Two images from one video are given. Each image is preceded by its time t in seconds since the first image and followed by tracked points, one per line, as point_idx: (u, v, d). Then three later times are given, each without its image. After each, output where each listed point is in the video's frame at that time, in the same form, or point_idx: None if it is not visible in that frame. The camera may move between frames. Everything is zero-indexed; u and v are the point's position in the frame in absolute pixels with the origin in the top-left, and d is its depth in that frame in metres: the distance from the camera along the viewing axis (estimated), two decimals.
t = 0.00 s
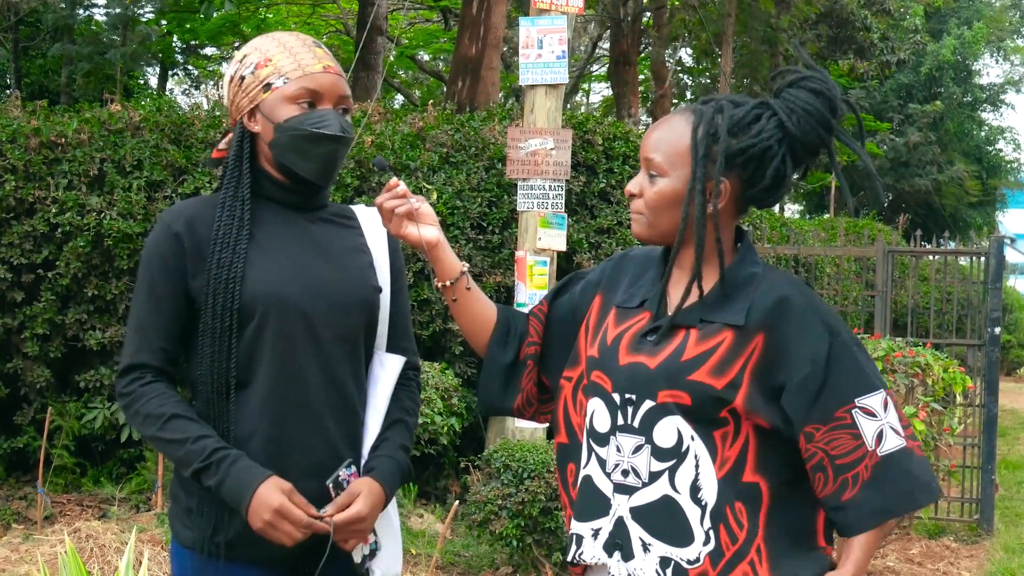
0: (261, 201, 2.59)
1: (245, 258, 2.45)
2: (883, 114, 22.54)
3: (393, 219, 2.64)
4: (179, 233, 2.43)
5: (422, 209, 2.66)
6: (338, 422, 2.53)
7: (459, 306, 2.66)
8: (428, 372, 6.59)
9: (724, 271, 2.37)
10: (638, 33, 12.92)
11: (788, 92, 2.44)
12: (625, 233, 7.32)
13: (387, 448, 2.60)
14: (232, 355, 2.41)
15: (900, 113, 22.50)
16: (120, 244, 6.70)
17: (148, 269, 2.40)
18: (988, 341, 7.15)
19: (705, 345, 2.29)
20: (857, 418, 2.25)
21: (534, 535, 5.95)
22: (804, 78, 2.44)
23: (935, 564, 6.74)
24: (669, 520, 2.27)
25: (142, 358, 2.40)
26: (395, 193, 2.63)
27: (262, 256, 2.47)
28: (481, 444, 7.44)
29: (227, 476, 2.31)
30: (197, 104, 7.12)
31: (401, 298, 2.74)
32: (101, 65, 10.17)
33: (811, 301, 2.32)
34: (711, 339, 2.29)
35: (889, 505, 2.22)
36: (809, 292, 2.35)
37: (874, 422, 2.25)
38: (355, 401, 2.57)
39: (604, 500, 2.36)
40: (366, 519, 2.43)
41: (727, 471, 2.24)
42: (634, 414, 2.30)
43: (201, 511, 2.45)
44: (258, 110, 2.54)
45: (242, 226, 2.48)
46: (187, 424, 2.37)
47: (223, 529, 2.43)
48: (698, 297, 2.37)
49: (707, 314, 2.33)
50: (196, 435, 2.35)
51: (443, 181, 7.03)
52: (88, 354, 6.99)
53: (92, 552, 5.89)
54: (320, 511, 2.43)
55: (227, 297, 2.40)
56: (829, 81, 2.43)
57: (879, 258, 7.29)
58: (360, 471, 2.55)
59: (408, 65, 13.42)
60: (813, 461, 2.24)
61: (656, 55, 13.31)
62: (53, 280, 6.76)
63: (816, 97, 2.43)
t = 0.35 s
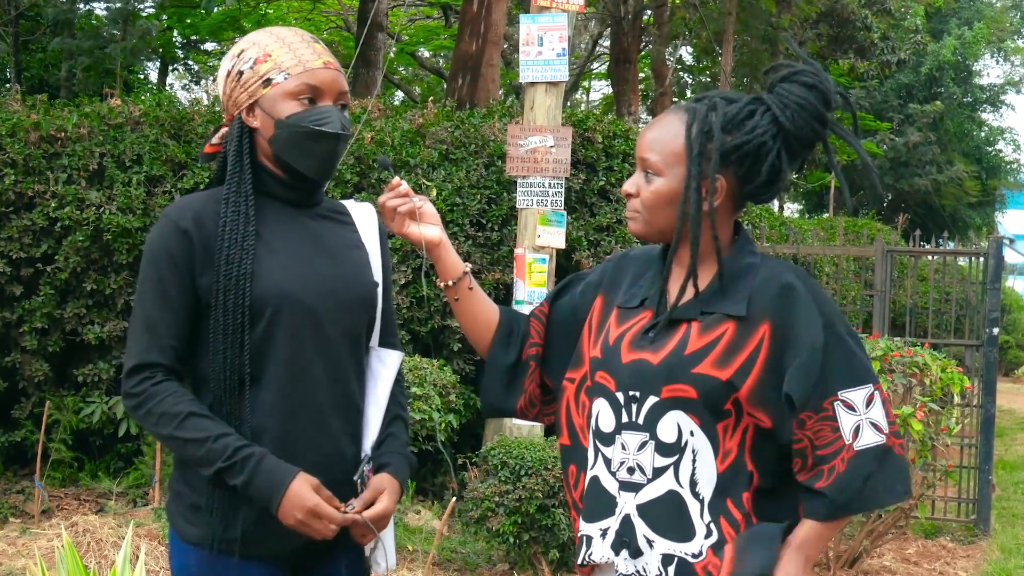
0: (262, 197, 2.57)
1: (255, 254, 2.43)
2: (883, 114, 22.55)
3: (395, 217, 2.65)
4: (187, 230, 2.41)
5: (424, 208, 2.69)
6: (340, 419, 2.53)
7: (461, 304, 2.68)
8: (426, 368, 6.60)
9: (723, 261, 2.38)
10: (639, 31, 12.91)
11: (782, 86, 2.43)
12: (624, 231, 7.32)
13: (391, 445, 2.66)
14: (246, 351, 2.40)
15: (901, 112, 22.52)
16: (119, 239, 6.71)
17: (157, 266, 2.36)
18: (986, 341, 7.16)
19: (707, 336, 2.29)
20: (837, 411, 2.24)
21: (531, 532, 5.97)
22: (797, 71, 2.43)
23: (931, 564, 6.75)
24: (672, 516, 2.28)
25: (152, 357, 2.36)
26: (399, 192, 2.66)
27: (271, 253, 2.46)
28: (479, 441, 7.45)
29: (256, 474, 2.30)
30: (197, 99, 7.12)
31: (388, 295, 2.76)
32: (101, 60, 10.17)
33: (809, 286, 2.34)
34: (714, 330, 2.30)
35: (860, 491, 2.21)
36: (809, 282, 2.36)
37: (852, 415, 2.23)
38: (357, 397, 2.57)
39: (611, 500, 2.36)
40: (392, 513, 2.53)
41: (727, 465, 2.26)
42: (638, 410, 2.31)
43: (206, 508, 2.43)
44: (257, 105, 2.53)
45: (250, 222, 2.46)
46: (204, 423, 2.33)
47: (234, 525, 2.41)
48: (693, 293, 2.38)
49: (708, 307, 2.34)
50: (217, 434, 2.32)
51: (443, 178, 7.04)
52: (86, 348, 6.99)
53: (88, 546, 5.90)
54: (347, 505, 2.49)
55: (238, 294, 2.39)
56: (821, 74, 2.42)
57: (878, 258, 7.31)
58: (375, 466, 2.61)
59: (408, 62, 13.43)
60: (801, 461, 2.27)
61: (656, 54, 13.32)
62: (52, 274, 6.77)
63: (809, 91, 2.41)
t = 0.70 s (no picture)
0: (256, 197, 2.54)
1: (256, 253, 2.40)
2: (879, 111, 22.58)
3: (390, 217, 2.60)
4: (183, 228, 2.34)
5: (421, 207, 2.63)
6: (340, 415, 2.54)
7: (458, 302, 2.66)
8: (422, 364, 6.59)
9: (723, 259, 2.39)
10: (636, 27, 12.91)
11: (782, 81, 2.45)
12: (621, 228, 7.33)
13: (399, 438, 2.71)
14: (249, 353, 2.37)
15: (897, 110, 22.55)
16: (115, 235, 6.70)
17: (154, 266, 2.29)
18: (981, 338, 7.16)
19: (708, 336, 2.29)
20: (869, 389, 2.33)
21: (527, 529, 5.97)
22: (795, 67, 2.45)
23: (926, 561, 6.76)
24: (680, 511, 2.29)
25: (150, 354, 2.28)
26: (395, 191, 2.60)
27: (271, 252, 2.44)
28: (475, 437, 7.45)
29: (250, 424, 2.22)
30: (194, 95, 7.13)
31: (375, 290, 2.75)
32: (98, 56, 10.16)
33: (812, 279, 2.37)
34: (715, 329, 2.30)
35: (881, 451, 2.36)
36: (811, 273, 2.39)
37: (882, 389, 2.33)
38: (356, 390, 2.59)
39: (614, 499, 2.36)
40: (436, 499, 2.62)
41: (741, 454, 2.29)
42: (641, 411, 2.31)
43: (212, 503, 2.37)
44: (256, 111, 2.47)
45: (248, 219, 2.41)
46: (191, 392, 2.25)
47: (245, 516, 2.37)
48: (695, 291, 2.38)
49: (709, 306, 2.33)
50: (209, 396, 2.25)
51: (439, 174, 7.06)
52: (81, 344, 6.99)
53: (84, 542, 5.89)
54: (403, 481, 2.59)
55: (240, 294, 2.34)
56: (819, 69, 2.44)
57: (874, 255, 7.30)
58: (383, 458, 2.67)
59: (404, 58, 13.43)
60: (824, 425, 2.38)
61: (653, 50, 13.32)
62: (47, 270, 6.75)
63: (808, 86, 2.43)
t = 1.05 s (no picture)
0: (256, 193, 2.55)
1: (255, 254, 2.40)
2: (876, 109, 22.59)
3: (392, 221, 2.61)
4: (188, 229, 2.35)
5: (422, 213, 2.65)
6: (335, 416, 2.54)
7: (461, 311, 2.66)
8: (419, 363, 6.59)
9: (723, 254, 2.40)
10: (633, 25, 12.91)
11: (777, 79, 2.44)
12: (618, 226, 7.33)
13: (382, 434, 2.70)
14: (244, 355, 2.37)
15: (894, 108, 22.57)
16: (112, 232, 6.69)
17: (159, 268, 2.28)
18: (979, 336, 7.16)
19: (711, 334, 2.30)
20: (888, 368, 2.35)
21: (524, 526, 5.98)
22: (792, 65, 2.44)
23: (923, 559, 6.76)
24: (695, 502, 2.30)
25: (161, 360, 2.28)
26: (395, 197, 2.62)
27: (270, 252, 2.44)
28: (472, 436, 7.46)
29: (283, 449, 2.27)
30: (191, 92, 7.12)
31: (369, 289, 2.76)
32: (94, 53, 10.14)
33: (813, 272, 2.38)
34: (719, 327, 2.30)
35: (886, 419, 2.41)
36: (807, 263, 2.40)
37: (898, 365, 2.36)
38: (351, 391, 2.59)
39: (624, 498, 2.34)
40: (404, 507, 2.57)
41: (751, 438, 2.31)
42: (651, 409, 2.31)
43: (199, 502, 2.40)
44: (249, 97, 2.51)
45: (248, 219, 2.42)
46: (219, 413, 2.28)
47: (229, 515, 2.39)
48: (696, 290, 2.38)
49: (712, 304, 2.34)
50: (238, 418, 2.28)
51: (436, 172, 7.02)
52: (78, 342, 6.99)
53: (81, 540, 5.89)
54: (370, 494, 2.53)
55: (239, 294, 2.35)
56: (815, 67, 2.43)
57: (871, 254, 7.26)
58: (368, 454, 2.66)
59: (402, 55, 13.42)
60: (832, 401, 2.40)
61: (650, 48, 13.32)
62: (44, 268, 6.75)
63: (805, 84, 2.42)
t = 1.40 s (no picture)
0: (245, 186, 2.54)
1: (233, 248, 2.41)
2: (873, 107, 22.61)
3: (388, 216, 2.61)
4: (168, 221, 2.38)
5: (417, 207, 2.64)
6: (323, 413, 2.52)
7: (455, 306, 2.65)
8: (416, 360, 6.58)
9: (718, 253, 2.39)
10: (630, 22, 12.92)
11: (769, 74, 2.43)
12: (615, 223, 7.33)
13: (377, 432, 2.65)
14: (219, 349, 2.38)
15: (891, 105, 22.59)
16: (108, 230, 6.69)
17: (138, 258, 2.32)
18: (976, 334, 7.16)
19: (712, 332, 2.29)
20: (881, 364, 2.36)
21: (521, 524, 5.97)
22: (784, 58, 2.42)
23: (920, 556, 6.76)
24: (692, 498, 2.29)
25: (133, 348, 2.32)
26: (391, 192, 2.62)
27: (250, 246, 2.44)
28: (469, 433, 7.45)
29: (242, 446, 2.29)
30: (187, 90, 7.11)
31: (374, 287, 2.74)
32: (90, 50, 10.13)
33: (811, 269, 2.38)
34: (721, 324, 2.29)
35: (888, 414, 2.41)
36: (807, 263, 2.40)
37: (892, 359, 2.37)
38: (341, 391, 2.57)
39: (622, 497, 2.33)
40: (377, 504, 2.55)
41: (747, 438, 2.30)
42: (650, 407, 2.30)
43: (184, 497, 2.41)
44: (247, 93, 2.51)
45: (229, 213, 2.43)
46: (184, 405, 2.31)
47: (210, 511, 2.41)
48: (691, 290, 2.37)
49: (709, 301, 2.33)
50: (200, 413, 2.30)
51: (433, 170, 7.02)
52: (74, 339, 6.99)
53: (77, 538, 5.88)
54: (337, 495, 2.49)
55: (214, 287, 2.36)
56: (807, 61, 2.43)
57: (868, 250, 7.28)
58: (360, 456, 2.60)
59: (398, 53, 13.42)
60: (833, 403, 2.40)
61: (647, 45, 13.33)
62: (40, 266, 6.74)
63: (798, 78, 2.41)
